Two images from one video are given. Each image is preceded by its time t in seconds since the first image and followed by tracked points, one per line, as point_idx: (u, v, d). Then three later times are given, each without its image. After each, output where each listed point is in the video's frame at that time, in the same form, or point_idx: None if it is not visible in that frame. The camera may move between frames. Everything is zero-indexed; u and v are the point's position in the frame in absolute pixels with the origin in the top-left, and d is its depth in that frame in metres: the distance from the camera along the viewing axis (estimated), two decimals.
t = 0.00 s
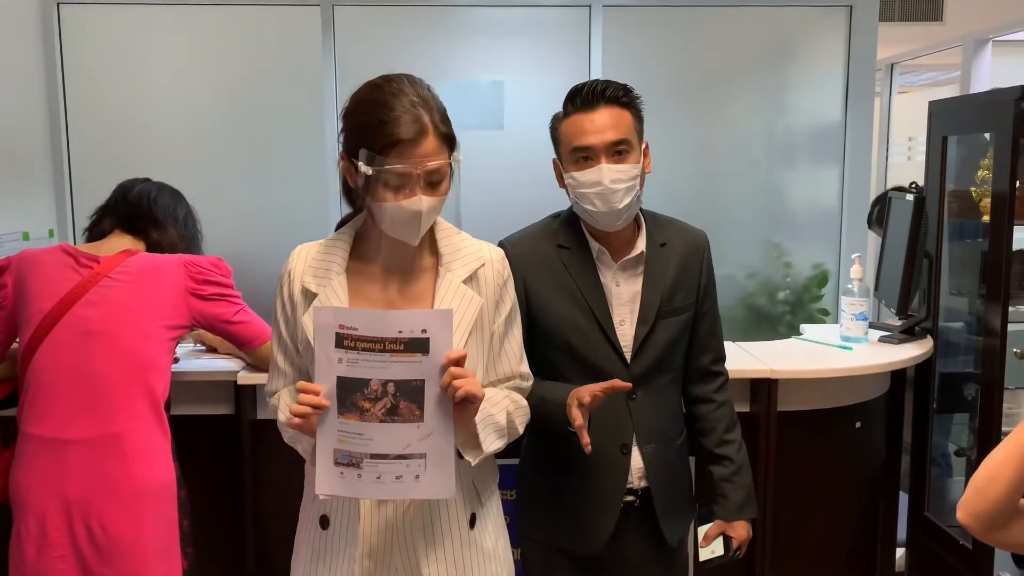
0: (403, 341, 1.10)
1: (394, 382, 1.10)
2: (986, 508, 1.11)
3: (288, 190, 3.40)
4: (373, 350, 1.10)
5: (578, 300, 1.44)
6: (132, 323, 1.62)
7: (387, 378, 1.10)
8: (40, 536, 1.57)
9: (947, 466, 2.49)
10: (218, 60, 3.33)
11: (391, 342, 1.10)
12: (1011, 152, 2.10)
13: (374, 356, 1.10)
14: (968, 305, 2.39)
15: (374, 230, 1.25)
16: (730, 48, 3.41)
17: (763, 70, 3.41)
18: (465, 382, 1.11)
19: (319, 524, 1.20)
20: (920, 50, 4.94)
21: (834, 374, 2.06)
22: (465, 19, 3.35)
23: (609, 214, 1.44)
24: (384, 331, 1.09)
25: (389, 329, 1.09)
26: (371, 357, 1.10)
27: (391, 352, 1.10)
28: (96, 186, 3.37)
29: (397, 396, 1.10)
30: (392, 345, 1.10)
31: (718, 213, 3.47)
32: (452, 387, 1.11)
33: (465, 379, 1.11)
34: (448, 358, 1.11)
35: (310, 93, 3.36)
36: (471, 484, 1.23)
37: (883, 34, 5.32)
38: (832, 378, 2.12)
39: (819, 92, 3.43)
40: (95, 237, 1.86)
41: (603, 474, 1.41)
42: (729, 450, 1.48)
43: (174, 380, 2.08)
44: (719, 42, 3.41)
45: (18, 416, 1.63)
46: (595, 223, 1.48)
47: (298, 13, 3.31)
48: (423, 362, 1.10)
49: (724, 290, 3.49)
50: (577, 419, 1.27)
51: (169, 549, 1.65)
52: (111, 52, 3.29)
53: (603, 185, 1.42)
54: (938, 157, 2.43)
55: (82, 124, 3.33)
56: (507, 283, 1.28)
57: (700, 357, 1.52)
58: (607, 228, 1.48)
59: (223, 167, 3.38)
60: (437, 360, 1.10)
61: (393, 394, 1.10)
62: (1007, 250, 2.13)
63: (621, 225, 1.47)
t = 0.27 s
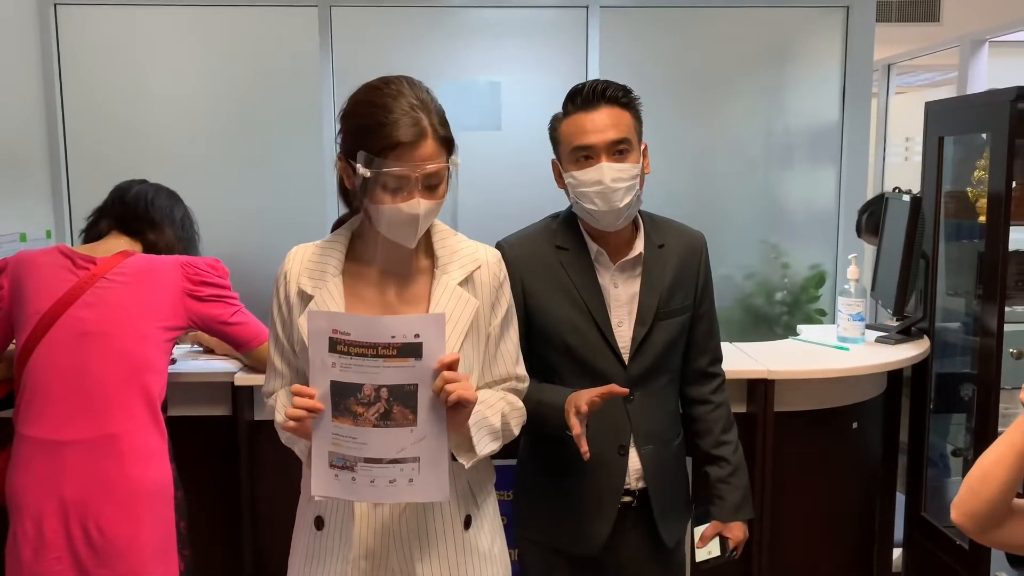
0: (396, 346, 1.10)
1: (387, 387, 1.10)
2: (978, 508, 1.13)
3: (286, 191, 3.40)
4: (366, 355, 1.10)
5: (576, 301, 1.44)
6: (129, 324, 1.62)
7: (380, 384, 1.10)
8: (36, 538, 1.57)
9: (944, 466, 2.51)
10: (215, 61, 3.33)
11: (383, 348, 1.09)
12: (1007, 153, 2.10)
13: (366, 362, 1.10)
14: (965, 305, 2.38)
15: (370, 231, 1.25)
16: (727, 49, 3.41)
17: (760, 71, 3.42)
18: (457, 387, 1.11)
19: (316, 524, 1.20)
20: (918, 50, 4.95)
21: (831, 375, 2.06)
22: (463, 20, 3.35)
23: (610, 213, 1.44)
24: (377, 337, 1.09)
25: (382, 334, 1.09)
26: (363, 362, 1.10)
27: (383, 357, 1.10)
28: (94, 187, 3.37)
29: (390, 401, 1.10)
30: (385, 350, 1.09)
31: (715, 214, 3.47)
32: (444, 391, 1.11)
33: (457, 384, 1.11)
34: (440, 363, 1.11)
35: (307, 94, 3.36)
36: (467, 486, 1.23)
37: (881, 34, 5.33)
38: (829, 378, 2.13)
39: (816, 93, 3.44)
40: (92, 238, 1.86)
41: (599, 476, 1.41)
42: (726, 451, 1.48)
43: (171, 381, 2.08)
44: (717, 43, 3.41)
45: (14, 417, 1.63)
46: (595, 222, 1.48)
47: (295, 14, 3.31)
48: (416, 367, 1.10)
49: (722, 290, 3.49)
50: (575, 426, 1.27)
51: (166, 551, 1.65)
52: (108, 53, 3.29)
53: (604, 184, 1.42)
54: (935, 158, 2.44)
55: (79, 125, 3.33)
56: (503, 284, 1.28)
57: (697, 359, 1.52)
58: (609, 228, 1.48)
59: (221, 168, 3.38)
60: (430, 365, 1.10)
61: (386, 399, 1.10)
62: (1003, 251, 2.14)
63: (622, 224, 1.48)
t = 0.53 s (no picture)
0: (393, 346, 1.09)
1: (385, 387, 1.10)
2: (977, 509, 1.13)
3: (285, 191, 3.40)
4: (363, 356, 1.09)
5: (575, 302, 1.43)
6: (127, 324, 1.62)
7: (378, 384, 1.10)
8: (35, 538, 1.56)
9: (944, 467, 2.51)
10: (215, 61, 3.32)
11: (380, 348, 1.09)
12: (1007, 154, 2.10)
13: (364, 362, 1.09)
14: (964, 306, 2.38)
15: (367, 231, 1.24)
16: (727, 49, 3.41)
17: (759, 71, 3.42)
18: (455, 387, 1.11)
19: (315, 525, 1.20)
20: (917, 51, 4.95)
21: (830, 375, 2.06)
22: (462, 20, 3.35)
23: (615, 211, 1.44)
24: (374, 337, 1.09)
25: (379, 334, 1.09)
26: (361, 362, 1.09)
27: (381, 357, 1.09)
28: (92, 187, 3.36)
29: (388, 401, 1.10)
30: (382, 351, 1.09)
31: (715, 214, 3.47)
32: (442, 391, 1.10)
33: (455, 384, 1.11)
34: (437, 363, 1.10)
35: (306, 94, 3.35)
36: (466, 485, 1.23)
37: (879, 35, 5.33)
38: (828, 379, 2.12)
39: (815, 93, 3.44)
40: (90, 238, 1.85)
41: (598, 476, 1.41)
42: (726, 451, 1.48)
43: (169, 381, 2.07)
44: (716, 43, 3.41)
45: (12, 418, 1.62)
46: (600, 221, 1.47)
47: (295, 14, 3.31)
48: (413, 367, 1.10)
49: (721, 290, 3.49)
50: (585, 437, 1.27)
51: (164, 552, 1.65)
52: (107, 53, 3.29)
53: (610, 182, 1.42)
54: (935, 158, 2.43)
55: (78, 124, 3.32)
56: (501, 283, 1.28)
57: (696, 359, 1.52)
58: (613, 226, 1.48)
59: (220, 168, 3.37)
60: (427, 365, 1.10)
61: (383, 399, 1.10)
62: (1002, 252, 2.14)
63: (627, 223, 1.47)
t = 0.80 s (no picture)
0: (392, 347, 1.09)
1: (385, 388, 1.10)
2: (975, 514, 1.17)
3: (284, 192, 3.40)
4: (363, 356, 1.09)
5: (575, 303, 1.43)
6: (126, 325, 1.62)
7: (378, 384, 1.10)
8: (33, 539, 1.56)
9: (944, 469, 2.51)
10: (215, 62, 3.32)
11: (380, 348, 1.09)
12: (1006, 155, 2.10)
13: (363, 362, 1.09)
14: (964, 308, 2.39)
15: (365, 232, 1.24)
16: (727, 50, 3.41)
17: (759, 72, 3.42)
18: (455, 389, 1.10)
19: (315, 527, 1.20)
20: (916, 53, 4.96)
21: (829, 377, 2.06)
22: (462, 20, 3.35)
23: (617, 218, 1.44)
24: (374, 337, 1.09)
25: (379, 334, 1.09)
26: (361, 362, 1.09)
27: (381, 357, 1.09)
28: (92, 188, 3.36)
29: (388, 401, 1.10)
30: (382, 351, 1.09)
31: (714, 216, 3.47)
32: (442, 392, 1.10)
33: (456, 384, 1.11)
34: (437, 363, 1.10)
35: (306, 95, 3.35)
36: (466, 486, 1.23)
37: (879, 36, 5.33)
38: (828, 380, 2.12)
39: (815, 94, 3.44)
40: (89, 239, 1.85)
41: (598, 478, 1.41)
42: (727, 453, 1.48)
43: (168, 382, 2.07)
44: (716, 45, 3.41)
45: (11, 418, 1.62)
46: (600, 226, 1.48)
47: (295, 14, 3.31)
48: (413, 368, 1.10)
49: (720, 292, 3.49)
50: (588, 434, 1.27)
51: (163, 553, 1.65)
52: (107, 53, 3.29)
53: (611, 190, 1.42)
54: (934, 160, 2.44)
55: (77, 125, 3.32)
56: (499, 283, 1.28)
57: (696, 360, 1.52)
58: (612, 232, 1.48)
59: (220, 168, 3.37)
60: (426, 365, 1.10)
61: (383, 400, 1.10)
62: (1002, 253, 2.14)
63: (626, 228, 1.48)
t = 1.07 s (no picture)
0: (392, 345, 1.09)
1: (385, 387, 1.10)
2: (976, 514, 1.18)
3: (284, 194, 3.40)
4: (364, 354, 1.10)
5: (575, 304, 1.43)
6: (126, 327, 1.62)
7: (378, 383, 1.10)
8: (33, 542, 1.56)
9: (943, 472, 2.51)
10: (214, 64, 3.32)
11: (380, 346, 1.09)
12: (1005, 157, 2.11)
13: (363, 361, 1.10)
14: (962, 310, 2.39)
15: (365, 234, 1.24)
16: (726, 51, 3.42)
17: (758, 74, 3.42)
18: (455, 386, 1.10)
19: (316, 529, 1.20)
20: (915, 54, 4.96)
21: (828, 379, 2.06)
22: (462, 22, 3.35)
23: (615, 224, 1.45)
24: (374, 336, 1.09)
25: (378, 333, 1.09)
26: (361, 361, 1.10)
27: (380, 357, 1.10)
28: (91, 189, 3.36)
29: (388, 400, 1.10)
30: (381, 349, 1.09)
31: (713, 217, 3.48)
32: (442, 390, 1.10)
33: (455, 382, 1.11)
34: (437, 362, 1.10)
35: (306, 97, 3.35)
36: (466, 486, 1.23)
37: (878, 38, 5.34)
38: (827, 382, 2.13)
39: (814, 96, 3.44)
40: (89, 241, 1.86)
41: (598, 479, 1.41)
42: (726, 455, 1.48)
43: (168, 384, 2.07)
44: (715, 47, 3.41)
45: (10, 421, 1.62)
46: (599, 231, 1.48)
47: (294, 17, 3.31)
48: (413, 366, 1.10)
49: (720, 293, 3.49)
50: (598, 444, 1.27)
51: (162, 556, 1.65)
52: (107, 55, 3.29)
53: (609, 197, 1.43)
54: (933, 161, 2.44)
55: (77, 127, 3.32)
56: (499, 284, 1.28)
57: (696, 362, 1.52)
58: (612, 237, 1.48)
59: (219, 170, 3.38)
60: (426, 364, 1.10)
61: (383, 398, 1.10)
62: (1000, 255, 2.14)
63: (625, 233, 1.48)
